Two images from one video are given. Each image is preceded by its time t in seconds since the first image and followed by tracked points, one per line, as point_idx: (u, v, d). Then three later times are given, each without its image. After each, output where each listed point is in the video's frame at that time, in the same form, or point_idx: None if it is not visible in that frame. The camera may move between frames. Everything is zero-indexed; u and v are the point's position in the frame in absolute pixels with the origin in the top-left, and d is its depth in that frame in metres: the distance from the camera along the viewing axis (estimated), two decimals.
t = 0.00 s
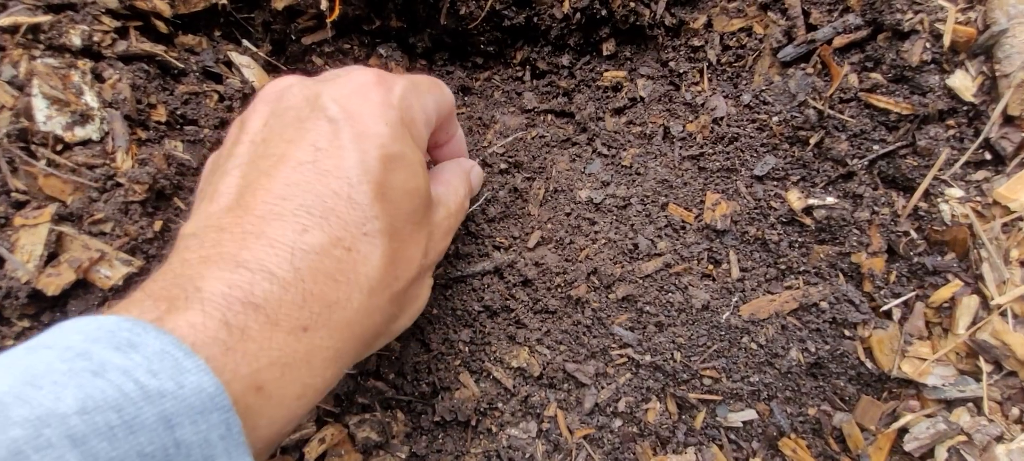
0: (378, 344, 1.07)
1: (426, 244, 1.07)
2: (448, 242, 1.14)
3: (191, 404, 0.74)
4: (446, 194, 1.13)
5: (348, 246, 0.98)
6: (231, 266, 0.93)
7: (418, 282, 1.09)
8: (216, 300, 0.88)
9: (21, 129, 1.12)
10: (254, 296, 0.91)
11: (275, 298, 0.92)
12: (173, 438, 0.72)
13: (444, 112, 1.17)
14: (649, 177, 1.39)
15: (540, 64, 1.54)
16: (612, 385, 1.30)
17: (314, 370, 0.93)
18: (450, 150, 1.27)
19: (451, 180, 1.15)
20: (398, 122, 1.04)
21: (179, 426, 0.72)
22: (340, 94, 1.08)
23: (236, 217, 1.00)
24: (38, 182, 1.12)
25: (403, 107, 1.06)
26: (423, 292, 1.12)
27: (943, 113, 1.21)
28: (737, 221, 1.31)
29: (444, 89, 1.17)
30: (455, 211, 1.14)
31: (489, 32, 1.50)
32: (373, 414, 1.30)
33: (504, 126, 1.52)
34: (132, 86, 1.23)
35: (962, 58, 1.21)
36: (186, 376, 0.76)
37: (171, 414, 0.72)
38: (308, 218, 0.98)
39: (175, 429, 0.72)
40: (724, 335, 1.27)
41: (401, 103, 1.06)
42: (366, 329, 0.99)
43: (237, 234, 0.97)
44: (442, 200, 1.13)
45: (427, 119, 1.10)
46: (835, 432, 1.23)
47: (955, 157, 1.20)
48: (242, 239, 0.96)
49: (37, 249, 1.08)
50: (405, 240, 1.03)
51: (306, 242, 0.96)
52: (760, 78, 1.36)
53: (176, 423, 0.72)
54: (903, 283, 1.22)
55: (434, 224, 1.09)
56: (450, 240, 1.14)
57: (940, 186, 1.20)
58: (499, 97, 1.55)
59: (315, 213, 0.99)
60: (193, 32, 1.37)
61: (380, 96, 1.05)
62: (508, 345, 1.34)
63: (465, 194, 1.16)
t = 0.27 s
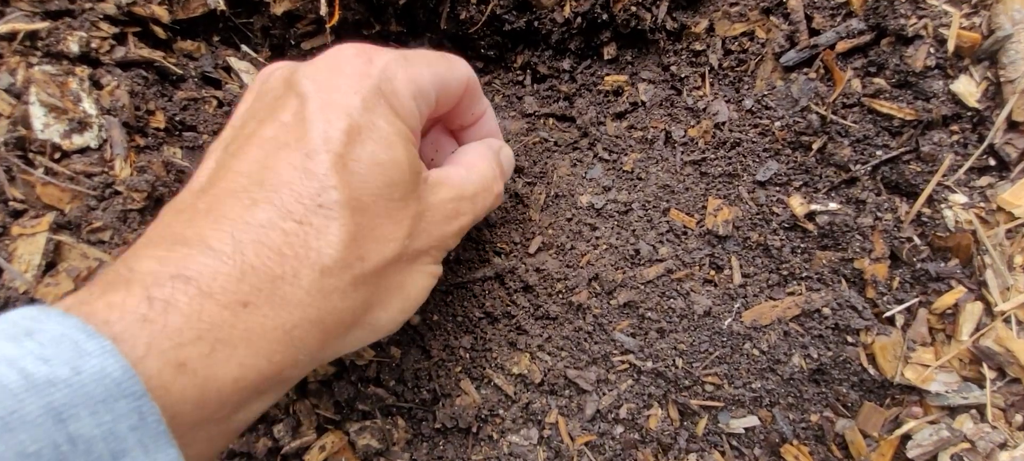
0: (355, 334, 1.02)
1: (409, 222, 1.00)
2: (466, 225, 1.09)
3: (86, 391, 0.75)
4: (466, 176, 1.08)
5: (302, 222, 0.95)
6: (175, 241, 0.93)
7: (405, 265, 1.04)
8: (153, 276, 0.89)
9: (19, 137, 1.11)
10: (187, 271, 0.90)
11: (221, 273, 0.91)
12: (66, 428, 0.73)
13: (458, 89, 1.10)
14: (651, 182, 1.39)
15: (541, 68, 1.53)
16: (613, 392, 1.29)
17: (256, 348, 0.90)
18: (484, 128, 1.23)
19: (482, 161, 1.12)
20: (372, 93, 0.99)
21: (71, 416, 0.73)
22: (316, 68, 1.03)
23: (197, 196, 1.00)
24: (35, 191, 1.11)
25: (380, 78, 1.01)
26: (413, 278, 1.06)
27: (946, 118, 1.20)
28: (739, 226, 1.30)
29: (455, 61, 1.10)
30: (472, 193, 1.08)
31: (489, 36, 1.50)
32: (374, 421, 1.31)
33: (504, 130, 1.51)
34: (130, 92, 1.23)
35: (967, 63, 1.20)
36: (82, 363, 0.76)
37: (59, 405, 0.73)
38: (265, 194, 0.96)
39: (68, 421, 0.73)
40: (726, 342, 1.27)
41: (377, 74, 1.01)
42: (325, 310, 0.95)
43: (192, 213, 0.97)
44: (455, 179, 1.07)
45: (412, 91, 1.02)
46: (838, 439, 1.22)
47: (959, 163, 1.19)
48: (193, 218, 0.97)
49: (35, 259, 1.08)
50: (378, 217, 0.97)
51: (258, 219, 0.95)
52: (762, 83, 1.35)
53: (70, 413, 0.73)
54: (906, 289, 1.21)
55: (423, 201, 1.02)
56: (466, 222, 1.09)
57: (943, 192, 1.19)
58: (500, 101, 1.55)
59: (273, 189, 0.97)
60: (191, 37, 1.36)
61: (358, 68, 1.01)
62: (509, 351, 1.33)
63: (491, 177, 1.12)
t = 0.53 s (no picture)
0: (362, 380, 1.01)
1: (419, 267, 1.00)
2: (482, 266, 1.08)
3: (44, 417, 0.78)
4: (483, 218, 1.08)
5: (308, 264, 0.95)
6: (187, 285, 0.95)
7: (416, 311, 1.03)
8: (159, 322, 0.91)
9: (26, 149, 1.13)
10: (193, 316, 0.92)
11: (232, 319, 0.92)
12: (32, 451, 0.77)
13: (480, 128, 1.11)
14: (652, 187, 1.40)
15: (542, 74, 1.54)
16: (617, 395, 1.30)
17: (260, 396, 0.91)
18: (503, 171, 1.22)
19: (498, 202, 1.11)
20: (387, 139, 0.99)
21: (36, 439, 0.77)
22: (334, 113, 1.04)
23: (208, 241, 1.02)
24: (43, 202, 1.13)
25: (397, 124, 1.01)
26: (426, 324, 1.05)
27: (946, 123, 1.21)
28: (741, 230, 1.31)
29: (476, 103, 1.11)
30: (487, 235, 1.07)
31: (491, 42, 1.51)
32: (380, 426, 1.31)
33: (507, 135, 1.52)
34: (135, 102, 1.23)
35: (966, 68, 1.21)
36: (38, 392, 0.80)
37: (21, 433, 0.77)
38: (274, 239, 0.97)
39: None
40: (729, 345, 1.28)
41: (393, 119, 1.01)
42: (330, 356, 0.95)
43: (202, 257, 0.99)
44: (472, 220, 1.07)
45: (428, 133, 1.02)
46: (839, 440, 1.24)
47: (958, 167, 1.20)
48: (203, 261, 0.98)
49: (43, 271, 1.09)
50: (386, 263, 0.97)
51: (269, 264, 0.96)
52: (762, 87, 1.36)
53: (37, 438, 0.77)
54: (907, 292, 1.22)
55: (435, 245, 1.01)
56: (483, 262, 1.08)
57: (943, 195, 1.21)
58: (502, 107, 1.55)
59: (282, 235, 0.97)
60: (196, 46, 1.37)
61: (372, 112, 1.01)
62: (513, 356, 1.34)
63: (510, 218, 1.11)
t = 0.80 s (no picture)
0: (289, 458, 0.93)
1: (323, 331, 0.89)
2: (414, 323, 0.92)
3: None
4: (420, 267, 0.92)
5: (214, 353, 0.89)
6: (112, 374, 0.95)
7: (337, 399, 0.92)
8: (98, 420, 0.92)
9: (16, 177, 1.14)
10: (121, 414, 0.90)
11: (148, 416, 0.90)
12: None
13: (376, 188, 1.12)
14: (640, 201, 1.41)
15: (530, 89, 1.55)
16: (606, 409, 1.32)
17: None
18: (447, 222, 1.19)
19: (437, 262, 0.93)
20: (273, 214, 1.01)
21: None
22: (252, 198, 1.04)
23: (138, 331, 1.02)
24: (34, 228, 1.14)
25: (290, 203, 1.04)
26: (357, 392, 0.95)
27: (927, 138, 1.22)
28: (727, 244, 1.32)
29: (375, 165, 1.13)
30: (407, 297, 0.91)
31: (479, 59, 1.52)
32: (372, 442, 1.32)
33: (495, 151, 1.53)
34: (125, 127, 1.24)
35: (945, 84, 1.22)
36: None
37: None
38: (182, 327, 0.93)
39: None
40: (716, 358, 1.29)
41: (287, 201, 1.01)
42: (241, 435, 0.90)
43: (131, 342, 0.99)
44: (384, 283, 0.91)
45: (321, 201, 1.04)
46: (827, 451, 1.26)
47: (939, 181, 1.22)
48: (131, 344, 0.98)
49: (36, 297, 1.10)
50: (296, 341, 0.89)
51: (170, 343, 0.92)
52: (747, 103, 1.37)
53: None
54: (891, 305, 1.24)
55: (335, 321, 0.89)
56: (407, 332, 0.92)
57: (925, 210, 1.22)
58: (490, 122, 1.56)
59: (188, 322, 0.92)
60: (184, 67, 1.38)
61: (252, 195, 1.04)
62: (504, 370, 1.36)
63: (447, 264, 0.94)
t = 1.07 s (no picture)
0: None
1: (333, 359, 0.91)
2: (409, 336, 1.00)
3: None
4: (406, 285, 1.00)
5: (201, 389, 0.85)
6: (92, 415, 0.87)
7: (325, 422, 0.95)
8: None
9: (26, 157, 1.14)
10: None
11: (135, 454, 0.84)
12: None
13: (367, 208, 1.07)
14: (645, 186, 1.42)
15: (535, 76, 1.56)
16: (612, 392, 1.32)
17: None
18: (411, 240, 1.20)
19: (415, 273, 1.01)
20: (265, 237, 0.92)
21: None
22: (204, 216, 0.95)
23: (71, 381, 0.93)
24: (44, 208, 1.14)
25: (276, 220, 0.94)
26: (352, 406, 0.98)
27: (931, 120, 1.23)
28: (732, 228, 1.33)
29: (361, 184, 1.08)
30: (394, 325, 0.97)
31: (484, 46, 1.52)
32: (378, 424, 1.33)
33: (500, 137, 1.54)
34: (133, 110, 1.25)
35: (949, 67, 1.23)
36: None
37: None
38: (153, 373, 0.87)
39: None
40: (722, 341, 1.30)
41: (271, 215, 0.94)
42: None
43: (79, 391, 0.90)
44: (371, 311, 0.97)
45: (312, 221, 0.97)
46: (832, 432, 1.26)
47: (944, 163, 1.22)
48: (85, 393, 0.90)
49: (45, 275, 1.10)
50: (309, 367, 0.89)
51: (160, 391, 0.86)
52: (752, 87, 1.38)
53: None
54: (896, 286, 1.25)
55: (335, 345, 0.92)
56: (395, 348, 0.98)
57: (930, 191, 1.23)
58: (495, 109, 1.57)
59: (158, 369, 0.87)
60: (191, 53, 1.38)
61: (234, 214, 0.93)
62: (510, 354, 1.36)
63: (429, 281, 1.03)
